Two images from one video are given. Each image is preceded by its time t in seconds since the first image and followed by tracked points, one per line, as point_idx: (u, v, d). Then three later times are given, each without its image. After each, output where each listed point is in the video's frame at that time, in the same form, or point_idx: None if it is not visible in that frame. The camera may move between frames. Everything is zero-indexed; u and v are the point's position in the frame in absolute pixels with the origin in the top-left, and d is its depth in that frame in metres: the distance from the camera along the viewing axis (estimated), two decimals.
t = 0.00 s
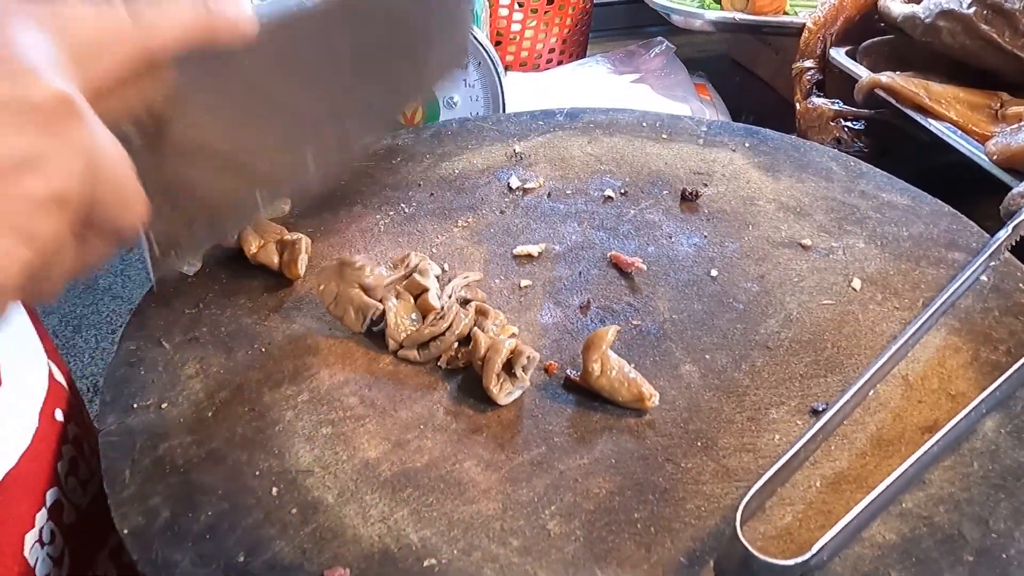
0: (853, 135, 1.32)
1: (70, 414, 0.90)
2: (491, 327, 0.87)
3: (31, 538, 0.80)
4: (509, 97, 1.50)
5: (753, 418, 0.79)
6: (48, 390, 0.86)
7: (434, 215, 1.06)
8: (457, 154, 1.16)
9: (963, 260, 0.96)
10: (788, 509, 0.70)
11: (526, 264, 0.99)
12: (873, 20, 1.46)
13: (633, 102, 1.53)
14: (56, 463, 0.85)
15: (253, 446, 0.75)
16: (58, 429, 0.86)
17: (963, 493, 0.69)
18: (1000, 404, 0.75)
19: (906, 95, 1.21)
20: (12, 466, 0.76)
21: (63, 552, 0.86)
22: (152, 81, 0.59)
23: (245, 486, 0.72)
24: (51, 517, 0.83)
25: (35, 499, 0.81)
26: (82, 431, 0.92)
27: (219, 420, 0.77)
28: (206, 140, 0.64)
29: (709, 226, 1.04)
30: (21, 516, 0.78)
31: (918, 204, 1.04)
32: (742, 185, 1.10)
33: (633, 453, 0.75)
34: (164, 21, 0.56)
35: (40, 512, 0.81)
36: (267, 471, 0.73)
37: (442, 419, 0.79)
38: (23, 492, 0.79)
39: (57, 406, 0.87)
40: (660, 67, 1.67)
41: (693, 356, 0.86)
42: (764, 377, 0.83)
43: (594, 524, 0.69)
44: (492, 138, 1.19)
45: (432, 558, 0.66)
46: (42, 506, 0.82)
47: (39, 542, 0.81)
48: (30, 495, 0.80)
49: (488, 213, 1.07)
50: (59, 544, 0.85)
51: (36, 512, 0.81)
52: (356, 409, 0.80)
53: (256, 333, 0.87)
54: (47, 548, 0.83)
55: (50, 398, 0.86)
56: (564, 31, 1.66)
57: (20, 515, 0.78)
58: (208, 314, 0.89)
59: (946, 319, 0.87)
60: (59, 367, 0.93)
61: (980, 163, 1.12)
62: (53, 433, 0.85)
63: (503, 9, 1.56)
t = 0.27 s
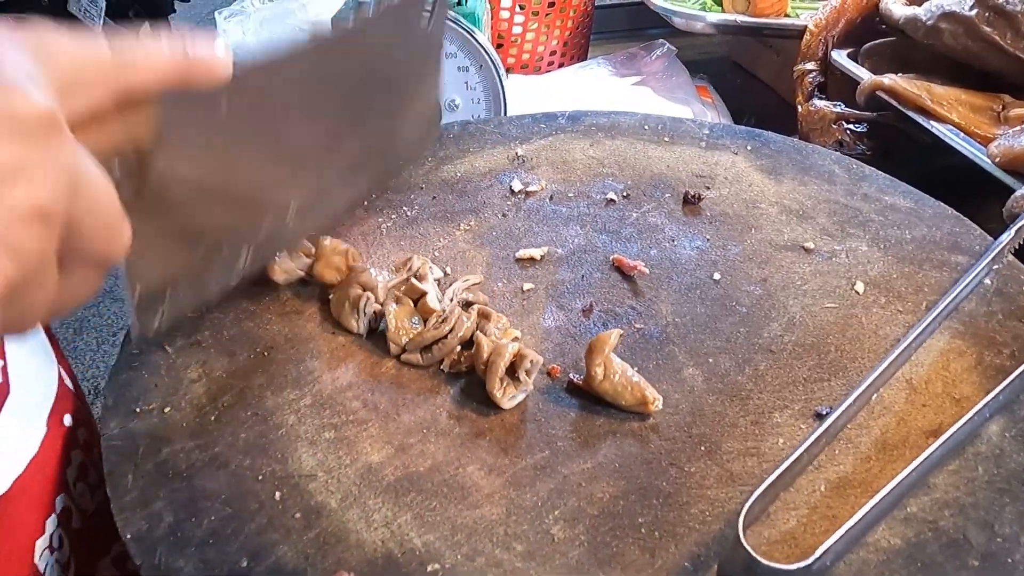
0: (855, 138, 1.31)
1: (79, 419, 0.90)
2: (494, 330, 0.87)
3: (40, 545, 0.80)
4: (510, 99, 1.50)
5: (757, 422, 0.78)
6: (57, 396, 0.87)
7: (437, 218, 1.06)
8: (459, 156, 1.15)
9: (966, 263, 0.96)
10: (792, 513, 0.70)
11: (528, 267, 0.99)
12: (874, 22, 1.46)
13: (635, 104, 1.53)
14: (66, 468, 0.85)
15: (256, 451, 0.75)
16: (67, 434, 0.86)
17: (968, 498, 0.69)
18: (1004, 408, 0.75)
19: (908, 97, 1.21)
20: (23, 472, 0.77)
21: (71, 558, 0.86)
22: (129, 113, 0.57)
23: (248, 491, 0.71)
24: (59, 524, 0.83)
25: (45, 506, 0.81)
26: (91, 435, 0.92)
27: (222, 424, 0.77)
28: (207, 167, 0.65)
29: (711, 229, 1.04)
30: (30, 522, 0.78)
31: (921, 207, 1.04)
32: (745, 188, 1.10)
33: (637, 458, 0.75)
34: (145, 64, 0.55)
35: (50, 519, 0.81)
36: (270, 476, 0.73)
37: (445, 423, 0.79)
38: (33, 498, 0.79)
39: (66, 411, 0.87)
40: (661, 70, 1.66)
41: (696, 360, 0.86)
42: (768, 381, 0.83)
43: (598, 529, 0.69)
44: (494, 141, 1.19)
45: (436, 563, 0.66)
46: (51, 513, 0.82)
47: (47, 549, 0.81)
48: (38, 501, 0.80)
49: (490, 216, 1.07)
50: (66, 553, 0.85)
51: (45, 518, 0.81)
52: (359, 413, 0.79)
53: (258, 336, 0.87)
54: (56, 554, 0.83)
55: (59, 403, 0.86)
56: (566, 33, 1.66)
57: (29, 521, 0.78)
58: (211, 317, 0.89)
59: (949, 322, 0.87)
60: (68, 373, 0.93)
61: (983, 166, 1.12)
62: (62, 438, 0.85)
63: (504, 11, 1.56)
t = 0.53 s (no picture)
0: (856, 141, 1.31)
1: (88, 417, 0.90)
2: (495, 333, 0.88)
3: (56, 541, 0.80)
4: (511, 102, 1.50)
5: (759, 426, 0.79)
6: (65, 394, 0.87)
7: (438, 221, 1.06)
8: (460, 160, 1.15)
9: (968, 267, 0.96)
10: (794, 518, 0.70)
11: (530, 271, 0.99)
12: (875, 25, 1.46)
13: (636, 107, 1.53)
14: (74, 465, 0.85)
15: (258, 455, 0.75)
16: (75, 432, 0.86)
17: (970, 502, 0.69)
18: (1005, 412, 0.75)
19: (909, 100, 1.21)
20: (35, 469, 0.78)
21: (87, 555, 0.86)
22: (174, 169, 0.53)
23: (249, 495, 0.71)
24: (72, 520, 0.83)
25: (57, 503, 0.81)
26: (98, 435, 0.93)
27: (224, 428, 0.77)
28: (268, 199, 0.80)
29: (712, 232, 1.04)
30: (42, 520, 0.78)
31: (922, 210, 1.04)
32: (746, 191, 1.10)
33: (639, 462, 0.75)
34: (217, 145, 0.55)
35: (64, 516, 0.82)
36: (272, 481, 0.73)
37: (447, 427, 0.79)
38: (44, 496, 0.79)
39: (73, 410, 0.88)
40: (662, 72, 1.66)
41: (698, 363, 0.86)
42: (769, 385, 0.83)
43: (600, 534, 0.69)
44: (495, 144, 1.19)
45: (438, 568, 0.66)
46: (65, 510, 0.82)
47: (63, 545, 0.81)
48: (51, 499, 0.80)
49: (492, 219, 1.07)
50: (81, 548, 0.85)
51: (59, 516, 0.81)
52: (361, 417, 0.79)
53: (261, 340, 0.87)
54: (72, 551, 0.83)
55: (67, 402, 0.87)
56: (566, 36, 1.66)
57: (41, 519, 0.78)
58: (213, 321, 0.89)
59: (950, 326, 0.87)
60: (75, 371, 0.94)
61: (984, 169, 1.11)
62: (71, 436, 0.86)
63: (505, 14, 1.56)
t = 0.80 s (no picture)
0: (859, 143, 1.31)
1: (88, 419, 0.90)
2: (499, 335, 0.88)
3: (57, 543, 0.80)
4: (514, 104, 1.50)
5: (762, 428, 0.79)
6: (67, 396, 0.87)
7: (441, 223, 1.06)
8: (463, 162, 1.16)
9: (971, 269, 0.96)
10: (798, 520, 0.70)
11: (533, 273, 0.99)
12: (878, 27, 1.47)
13: (638, 109, 1.53)
14: (76, 467, 0.85)
15: (262, 456, 0.75)
16: (77, 434, 0.86)
17: (973, 505, 0.69)
18: (1009, 415, 0.75)
19: (912, 102, 1.21)
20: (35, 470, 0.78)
21: (88, 557, 0.85)
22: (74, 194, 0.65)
23: (254, 496, 0.72)
24: (75, 522, 0.83)
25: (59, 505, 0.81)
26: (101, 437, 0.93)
27: (228, 429, 0.78)
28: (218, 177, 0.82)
29: (715, 235, 1.04)
30: (46, 522, 0.78)
31: (925, 212, 1.04)
32: (749, 194, 1.10)
33: (643, 464, 0.75)
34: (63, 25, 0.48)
35: (65, 517, 0.81)
36: (276, 482, 0.73)
37: (450, 429, 0.79)
38: (45, 497, 0.79)
39: (75, 411, 0.88)
40: (664, 75, 1.67)
41: (701, 366, 0.86)
42: (773, 387, 0.83)
43: (604, 536, 0.69)
44: (498, 146, 1.19)
45: (442, 569, 0.66)
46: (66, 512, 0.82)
47: (63, 547, 0.81)
48: (52, 500, 0.80)
49: (495, 221, 1.07)
50: (83, 550, 0.84)
51: (60, 517, 0.81)
52: (365, 419, 0.80)
53: (265, 341, 0.87)
54: (73, 552, 0.82)
55: (69, 404, 0.87)
56: (569, 38, 1.66)
57: (44, 521, 0.78)
58: (217, 322, 0.89)
59: (953, 328, 0.87)
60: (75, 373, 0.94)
61: (987, 171, 1.11)
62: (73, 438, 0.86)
63: (507, 16, 1.56)
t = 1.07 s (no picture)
0: (864, 145, 1.30)
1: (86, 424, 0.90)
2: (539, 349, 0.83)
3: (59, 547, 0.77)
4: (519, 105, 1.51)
5: (769, 431, 0.79)
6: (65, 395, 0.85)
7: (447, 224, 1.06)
8: (469, 164, 1.16)
9: (978, 272, 0.95)
10: (806, 523, 0.70)
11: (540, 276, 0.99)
12: (883, 28, 1.47)
13: (643, 111, 1.53)
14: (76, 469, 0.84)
15: (269, 458, 0.75)
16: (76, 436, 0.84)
17: (981, 509, 0.69)
18: (1017, 418, 0.75)
19: (918, 105, 1.20)
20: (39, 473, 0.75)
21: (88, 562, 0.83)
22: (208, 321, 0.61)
23: (261, 498, 0.72)
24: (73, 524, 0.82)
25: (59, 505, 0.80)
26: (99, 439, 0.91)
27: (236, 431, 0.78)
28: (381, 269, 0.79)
29: (721, 237, 1.04)
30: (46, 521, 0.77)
31: (931, 215, 1.04)
32: (755, 196, 1.10)
33: (649, 466, 0.75)
34: (86, 440, 0.44)
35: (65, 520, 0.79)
36: (284, 484, 0.73)
37: (457, 431, 0.79)
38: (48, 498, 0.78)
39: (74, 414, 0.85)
40: (669, 76, 1.67)
41: (707, 368, 0.86)
42: (779, 390, 0.83)
43: (611, 538, 0.69)
44: (504, 148, 1.19)
45: (449, 571, 0.66)
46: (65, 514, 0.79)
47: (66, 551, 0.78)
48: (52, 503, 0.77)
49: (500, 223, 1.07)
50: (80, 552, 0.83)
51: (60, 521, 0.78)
52: (371, 421, 0.80)
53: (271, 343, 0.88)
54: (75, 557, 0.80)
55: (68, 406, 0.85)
56: (574, 40, 1.66)
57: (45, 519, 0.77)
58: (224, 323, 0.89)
59: (960, 331, 0.87)
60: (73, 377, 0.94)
61: (994, 174, 1.11)
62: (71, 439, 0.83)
63: (512, 18, 1.57)
